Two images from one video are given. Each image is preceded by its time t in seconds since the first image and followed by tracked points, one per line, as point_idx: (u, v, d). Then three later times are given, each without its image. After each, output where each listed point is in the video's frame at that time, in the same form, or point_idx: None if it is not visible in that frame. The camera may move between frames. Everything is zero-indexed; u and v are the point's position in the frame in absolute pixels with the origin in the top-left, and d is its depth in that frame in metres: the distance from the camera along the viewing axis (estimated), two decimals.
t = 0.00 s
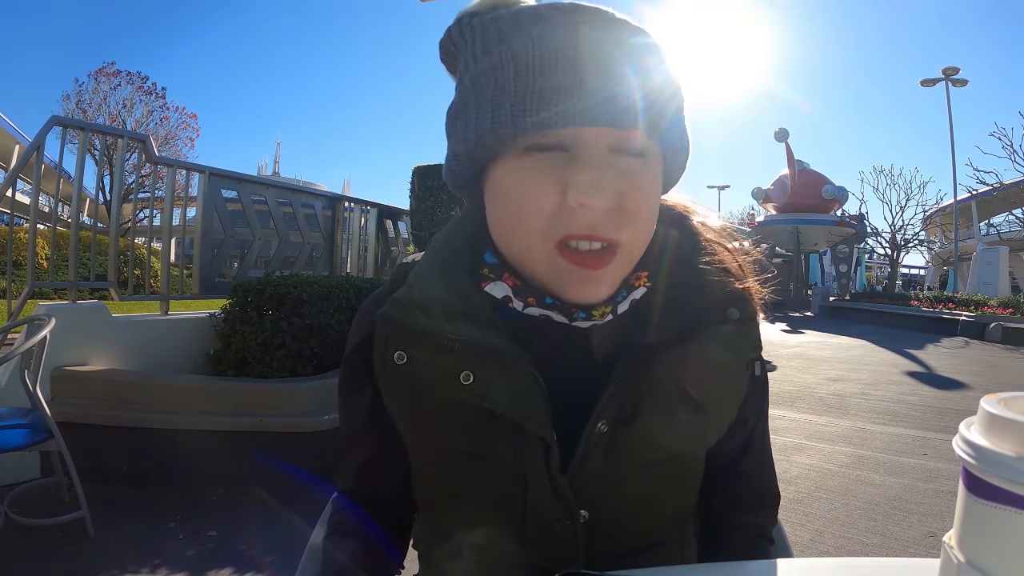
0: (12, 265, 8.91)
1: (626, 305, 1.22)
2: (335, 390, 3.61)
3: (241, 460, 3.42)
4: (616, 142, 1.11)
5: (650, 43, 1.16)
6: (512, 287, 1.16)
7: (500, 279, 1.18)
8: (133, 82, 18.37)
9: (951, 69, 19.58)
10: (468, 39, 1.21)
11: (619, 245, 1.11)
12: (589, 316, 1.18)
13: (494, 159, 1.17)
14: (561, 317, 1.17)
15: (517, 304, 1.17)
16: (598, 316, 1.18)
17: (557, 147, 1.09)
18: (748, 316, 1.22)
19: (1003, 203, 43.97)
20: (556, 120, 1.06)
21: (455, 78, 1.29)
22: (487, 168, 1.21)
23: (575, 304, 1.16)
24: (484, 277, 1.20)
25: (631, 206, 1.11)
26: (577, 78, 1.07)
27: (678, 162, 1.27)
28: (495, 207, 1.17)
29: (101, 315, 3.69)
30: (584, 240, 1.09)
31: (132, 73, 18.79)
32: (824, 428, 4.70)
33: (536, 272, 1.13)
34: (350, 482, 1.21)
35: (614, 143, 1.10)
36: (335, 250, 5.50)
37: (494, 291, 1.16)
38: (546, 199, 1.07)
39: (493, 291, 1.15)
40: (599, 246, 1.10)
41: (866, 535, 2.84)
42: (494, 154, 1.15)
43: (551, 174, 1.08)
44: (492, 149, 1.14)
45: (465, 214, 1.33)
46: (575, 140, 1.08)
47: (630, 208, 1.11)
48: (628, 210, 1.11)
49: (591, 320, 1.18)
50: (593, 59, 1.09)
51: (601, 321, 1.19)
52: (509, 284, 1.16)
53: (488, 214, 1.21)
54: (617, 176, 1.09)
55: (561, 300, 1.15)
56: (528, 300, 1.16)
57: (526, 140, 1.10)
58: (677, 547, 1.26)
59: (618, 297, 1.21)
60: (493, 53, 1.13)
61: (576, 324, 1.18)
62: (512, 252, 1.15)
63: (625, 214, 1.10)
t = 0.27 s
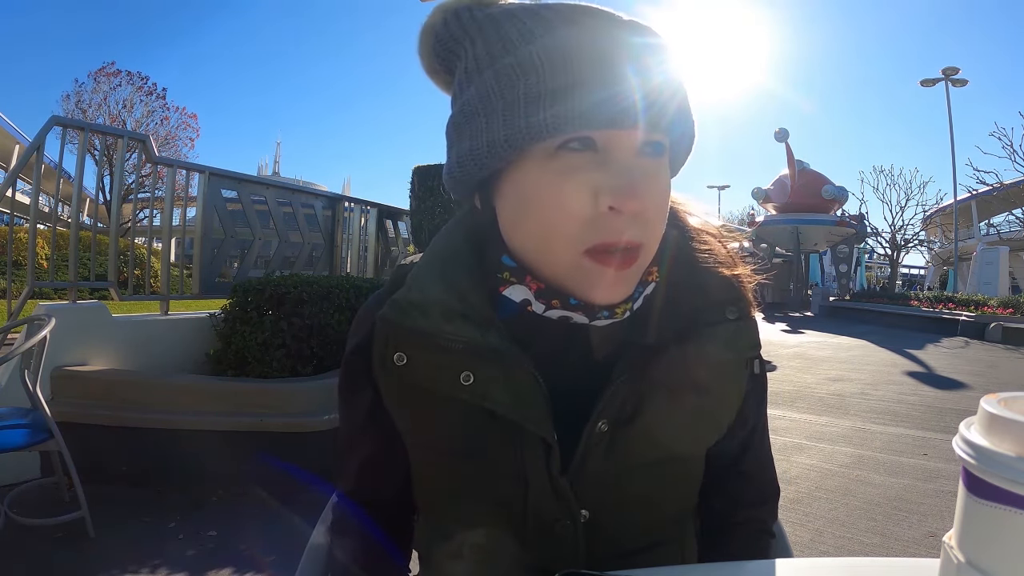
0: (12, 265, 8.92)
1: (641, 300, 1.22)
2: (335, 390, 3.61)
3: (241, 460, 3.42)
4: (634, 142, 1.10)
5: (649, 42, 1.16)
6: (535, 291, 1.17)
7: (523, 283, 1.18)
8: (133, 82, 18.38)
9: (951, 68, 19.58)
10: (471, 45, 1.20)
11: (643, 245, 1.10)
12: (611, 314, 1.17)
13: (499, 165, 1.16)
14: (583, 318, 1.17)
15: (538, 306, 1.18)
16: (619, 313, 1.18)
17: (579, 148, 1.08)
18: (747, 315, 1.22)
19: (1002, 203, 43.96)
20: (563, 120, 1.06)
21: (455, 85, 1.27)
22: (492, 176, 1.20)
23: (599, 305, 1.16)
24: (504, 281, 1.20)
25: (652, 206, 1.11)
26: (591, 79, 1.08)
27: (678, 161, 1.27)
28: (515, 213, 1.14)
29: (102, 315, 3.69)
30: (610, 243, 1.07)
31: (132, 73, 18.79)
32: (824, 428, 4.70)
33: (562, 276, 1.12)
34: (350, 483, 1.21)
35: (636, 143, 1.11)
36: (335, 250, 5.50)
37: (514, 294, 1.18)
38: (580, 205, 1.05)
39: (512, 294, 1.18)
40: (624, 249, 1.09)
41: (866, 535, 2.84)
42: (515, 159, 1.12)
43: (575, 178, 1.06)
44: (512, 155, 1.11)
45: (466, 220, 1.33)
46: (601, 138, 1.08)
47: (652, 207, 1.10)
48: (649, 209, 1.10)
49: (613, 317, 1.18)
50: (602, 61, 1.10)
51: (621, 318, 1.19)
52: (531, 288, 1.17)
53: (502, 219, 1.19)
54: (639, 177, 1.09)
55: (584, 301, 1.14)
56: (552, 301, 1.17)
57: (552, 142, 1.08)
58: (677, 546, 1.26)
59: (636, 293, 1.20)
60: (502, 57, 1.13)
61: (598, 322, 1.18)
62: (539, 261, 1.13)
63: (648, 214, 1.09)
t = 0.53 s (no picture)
0: (12, 265, 8.92)
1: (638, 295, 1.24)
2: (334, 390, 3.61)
3: (241, 460, 3.42)
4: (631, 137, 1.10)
5: (652, 41, 1.16)
6: (532, 285, 1.17)
7: (523, 278, 1.18)
8: (133, 82, 18.37)
9: (951, 68, 19.58)
10: (473, 43, 1.20)
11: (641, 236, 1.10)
12: (609, 310, 1.17)
13: (499, 162, 1.16)
14: (582, 312, 1.17)
15: (536, 301, 1.18)
16: (617, 308, 1.18)
17: (574, 143, 1.09)
18: (743, 312, 1.22)
19: (1002, 203, 43.96)
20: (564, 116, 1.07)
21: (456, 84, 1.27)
22: (492, 172, 1.20)
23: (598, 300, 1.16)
24: (503, 275, 1.19)
25: (652, 204, 1.11)
26: (591, 77, 1.08)
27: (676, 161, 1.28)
28: (514, 205, 1.14)
29: (102, 315, 3.69)
30: (606, 235, 1.07)
31: (132, 72, 18.79)
32: (824, 428, 4.70)
33: (560, 270, 1.12)
34: (349, 485, 1.22)
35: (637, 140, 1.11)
36: (335, 250, 5.51)
37: (512, 288, 1.18)
38: (578, 197, 1.05)
39: (511, 288, 1.18)
40: (621, 240, 1.09)
41: (866, 535, 2.84)
42: (513, 150, 1.12)
43: (570, 170, 1.07)
44: (511, 147, 1.11)
45: (465, 219, 1.33)
46: (601, 135, 1.08)
47: (650, 201, 1.10)
48: (648, 203, 1.10)
49: (611, 312, 1.18)
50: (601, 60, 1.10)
51: (619, 312, 1.19)
52: (531, 283, 1.17)
53: (499, 215, 1.20)
54: (636, 171, 1.08)
55: (583, 295, 1.15)
56: (550, 296, 1.17)
57: (552, 135, 1.08)
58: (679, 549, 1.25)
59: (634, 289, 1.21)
60: (502, 55, 1.13)
61: (597, 317, 1.18)
62: (535, 250, 1.12)
63: (645, 207, 1.09)
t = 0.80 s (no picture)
0: (12, 265, 8.92)
1: (640, 288, 1.23)
2: (334, 390, 3.61)
3: (241, 460, 3.42)
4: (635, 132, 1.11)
5: (656, 42, 1.17)
6: (535, 272, 1.17)
7: (524, 264, 1.18)
8: (133, 83, 18.38)
9: (951, 68, 19.57)
10: (482, 38, 1.21)
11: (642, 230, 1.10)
12: (609, 300, 1.18)
13: (506, 157, 1.17)
14: (581, 300, 1.17)
15: (536, 289, 1.18)
16: (616, 299, 1.18)
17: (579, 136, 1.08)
18: (740, 308, 1.22)
19: (1002, 203, 43.94)
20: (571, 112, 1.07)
21: (466, 79, 1.28)
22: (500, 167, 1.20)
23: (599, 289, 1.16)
24: (506, 261, 1.20)
25: (654, 199, 1.11)
26: (593, 76, 1.08)
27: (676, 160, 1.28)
28: (518, 194, 1.15)
29: (102, 315, 3.69)
30: (610, 227, 1.08)
31: (132, 73, 18.79)
32: (824, 428, 4.70)
33: (562, 260, 1.12)
34: (349, 480, 1.22)
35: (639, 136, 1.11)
36: (335, 250, 5.51)
37: (515, 276, 1.18)
38: (578, 188, 1.06)
39: (515, 276, 1.18)
40: (624, 234, 1.09)
41: (866, 535, 2.84)
42: (517, 143, 1.13)
43: (573, 163, 1.07)
44: (513, 141, 1.13)
45: (470, 213, 1.34)
46: (604, 128, 1.08)
47: (652, 196, 1.11)
48: (650, 199, 1.11)
49: (611, 302, 1.18)
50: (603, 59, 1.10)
51: (620, 303, 1.20)
52: (531, 269, 1.17)
53: (506, 207, 1.20)
54: (637, 165, 1.09)
55: (584, 283, 1.15)
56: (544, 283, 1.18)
57: (554, 129, 1.09)
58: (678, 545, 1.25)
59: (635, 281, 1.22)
60: (511, 51, 1.13)
61: (597, 307, 1.18)
62: (538, 239, 1.13)
63: (647, 201, 1.09)
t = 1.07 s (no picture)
0: (12, 265, 8.92)
1: (625, 292, 1.24)
2: (334, 391, 3.61)
3: (241, 460, 3.42)
4: (620, 135, 1.11)
5: (656, 43, 1.16)
6: (515, 272, 1.18)
7: (505, 264, 1.20)
8: (133, 82, 18.38)
9: (951, 68, 19.58)
10: (480, 38, 1.21)
11: (619, 235, 1.11)
12: (586, 302, 1.19)
13: (501, 155, 1.17)
14: (561, 302, 1.18)
15: (519, 288, 1.19)
16: (593, 303, 1.19)
17: (557, 137, 1.10)
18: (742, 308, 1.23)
19: (1002, 203, 43.94)
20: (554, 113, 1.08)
21: (471, 75, 1.28)
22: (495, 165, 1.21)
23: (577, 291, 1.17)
24: (491, 262, 1.21)
25: (632, 202, 1.12)
26: (590, 76, 1.08)
27: (674, 166, 1.27)
28: (501, 196, 1.18)
29: (102, 315, 3.69)
30: (584, 229, 1.09)
31: (132, 72, 18.79)
32: (824, 428, 4.70)
33: (541, 263, 1.13)
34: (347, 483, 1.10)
35: (616, 138, 1.11)
36: (335, 250, 5.51)
37: (499, 275, 1.18)
38: (547, 189, 1.08)
39: (499, 275, 1.18)
40: (597, 235, 1.10)
41: (866, 535, 2.84)
42: (503, 145, 1.15)
43: (550, 166, 1.09)
44: (502, 141, 1.14)
45: (476, 209, 1.33)
46: (576, 130, 1.09)
47: (632, 198, 1.11)
48: (629, 200, 1.11)
49: (588, 306, 1.19)
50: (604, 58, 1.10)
51: (598, 307, 1.21)
52: (513, 270, 1.18)
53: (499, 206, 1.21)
54: (620, 170, 1.10)
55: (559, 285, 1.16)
56: (530, 284, 1.18)
57: (530, 132, 1.11)
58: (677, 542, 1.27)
59: (616, 284, 1.23)
60: (509, 51, 1.13)
61: (575, 310, 1.20)
62: (517, 240, 1.15)
63: (625, 204, 1.10)
